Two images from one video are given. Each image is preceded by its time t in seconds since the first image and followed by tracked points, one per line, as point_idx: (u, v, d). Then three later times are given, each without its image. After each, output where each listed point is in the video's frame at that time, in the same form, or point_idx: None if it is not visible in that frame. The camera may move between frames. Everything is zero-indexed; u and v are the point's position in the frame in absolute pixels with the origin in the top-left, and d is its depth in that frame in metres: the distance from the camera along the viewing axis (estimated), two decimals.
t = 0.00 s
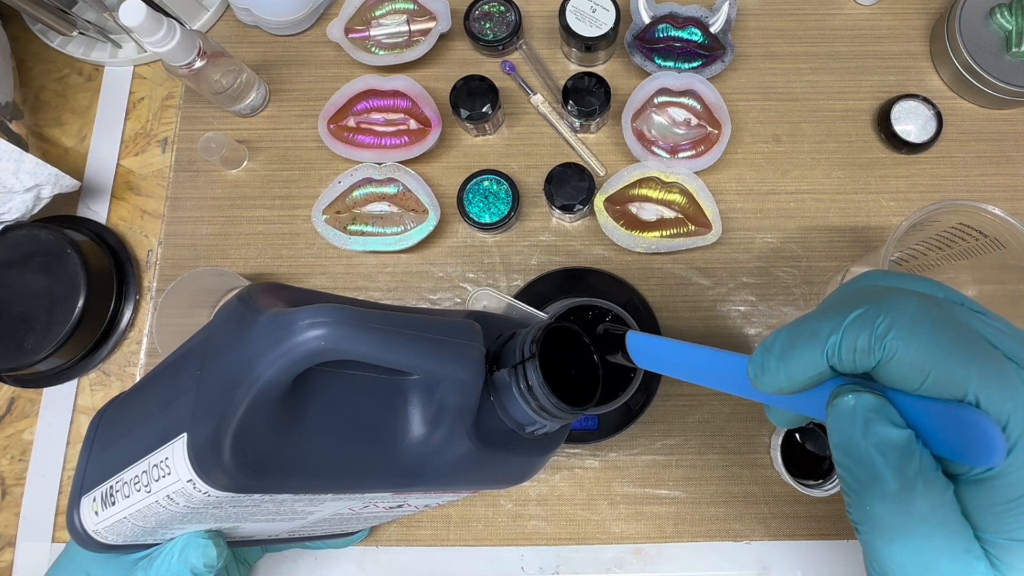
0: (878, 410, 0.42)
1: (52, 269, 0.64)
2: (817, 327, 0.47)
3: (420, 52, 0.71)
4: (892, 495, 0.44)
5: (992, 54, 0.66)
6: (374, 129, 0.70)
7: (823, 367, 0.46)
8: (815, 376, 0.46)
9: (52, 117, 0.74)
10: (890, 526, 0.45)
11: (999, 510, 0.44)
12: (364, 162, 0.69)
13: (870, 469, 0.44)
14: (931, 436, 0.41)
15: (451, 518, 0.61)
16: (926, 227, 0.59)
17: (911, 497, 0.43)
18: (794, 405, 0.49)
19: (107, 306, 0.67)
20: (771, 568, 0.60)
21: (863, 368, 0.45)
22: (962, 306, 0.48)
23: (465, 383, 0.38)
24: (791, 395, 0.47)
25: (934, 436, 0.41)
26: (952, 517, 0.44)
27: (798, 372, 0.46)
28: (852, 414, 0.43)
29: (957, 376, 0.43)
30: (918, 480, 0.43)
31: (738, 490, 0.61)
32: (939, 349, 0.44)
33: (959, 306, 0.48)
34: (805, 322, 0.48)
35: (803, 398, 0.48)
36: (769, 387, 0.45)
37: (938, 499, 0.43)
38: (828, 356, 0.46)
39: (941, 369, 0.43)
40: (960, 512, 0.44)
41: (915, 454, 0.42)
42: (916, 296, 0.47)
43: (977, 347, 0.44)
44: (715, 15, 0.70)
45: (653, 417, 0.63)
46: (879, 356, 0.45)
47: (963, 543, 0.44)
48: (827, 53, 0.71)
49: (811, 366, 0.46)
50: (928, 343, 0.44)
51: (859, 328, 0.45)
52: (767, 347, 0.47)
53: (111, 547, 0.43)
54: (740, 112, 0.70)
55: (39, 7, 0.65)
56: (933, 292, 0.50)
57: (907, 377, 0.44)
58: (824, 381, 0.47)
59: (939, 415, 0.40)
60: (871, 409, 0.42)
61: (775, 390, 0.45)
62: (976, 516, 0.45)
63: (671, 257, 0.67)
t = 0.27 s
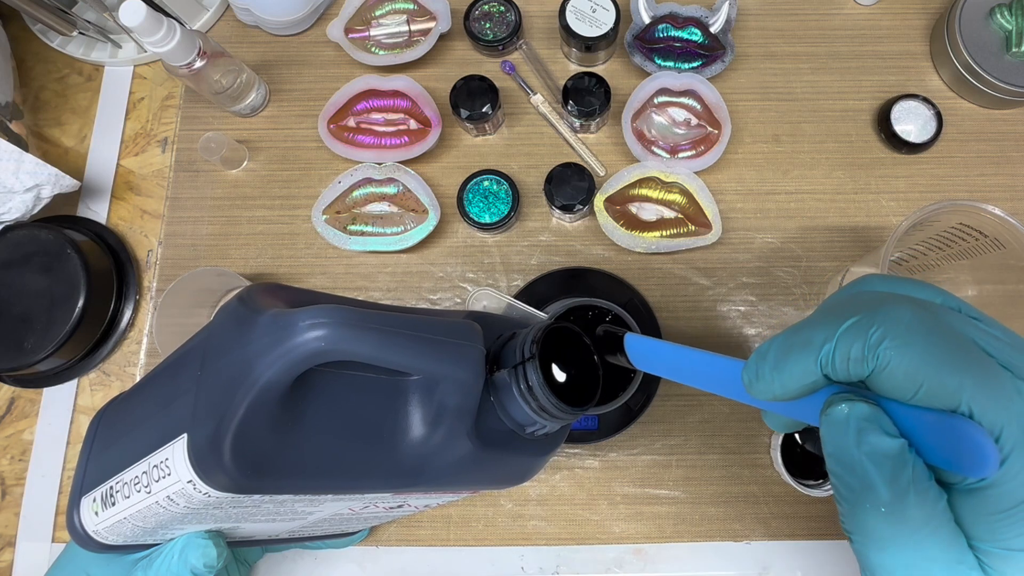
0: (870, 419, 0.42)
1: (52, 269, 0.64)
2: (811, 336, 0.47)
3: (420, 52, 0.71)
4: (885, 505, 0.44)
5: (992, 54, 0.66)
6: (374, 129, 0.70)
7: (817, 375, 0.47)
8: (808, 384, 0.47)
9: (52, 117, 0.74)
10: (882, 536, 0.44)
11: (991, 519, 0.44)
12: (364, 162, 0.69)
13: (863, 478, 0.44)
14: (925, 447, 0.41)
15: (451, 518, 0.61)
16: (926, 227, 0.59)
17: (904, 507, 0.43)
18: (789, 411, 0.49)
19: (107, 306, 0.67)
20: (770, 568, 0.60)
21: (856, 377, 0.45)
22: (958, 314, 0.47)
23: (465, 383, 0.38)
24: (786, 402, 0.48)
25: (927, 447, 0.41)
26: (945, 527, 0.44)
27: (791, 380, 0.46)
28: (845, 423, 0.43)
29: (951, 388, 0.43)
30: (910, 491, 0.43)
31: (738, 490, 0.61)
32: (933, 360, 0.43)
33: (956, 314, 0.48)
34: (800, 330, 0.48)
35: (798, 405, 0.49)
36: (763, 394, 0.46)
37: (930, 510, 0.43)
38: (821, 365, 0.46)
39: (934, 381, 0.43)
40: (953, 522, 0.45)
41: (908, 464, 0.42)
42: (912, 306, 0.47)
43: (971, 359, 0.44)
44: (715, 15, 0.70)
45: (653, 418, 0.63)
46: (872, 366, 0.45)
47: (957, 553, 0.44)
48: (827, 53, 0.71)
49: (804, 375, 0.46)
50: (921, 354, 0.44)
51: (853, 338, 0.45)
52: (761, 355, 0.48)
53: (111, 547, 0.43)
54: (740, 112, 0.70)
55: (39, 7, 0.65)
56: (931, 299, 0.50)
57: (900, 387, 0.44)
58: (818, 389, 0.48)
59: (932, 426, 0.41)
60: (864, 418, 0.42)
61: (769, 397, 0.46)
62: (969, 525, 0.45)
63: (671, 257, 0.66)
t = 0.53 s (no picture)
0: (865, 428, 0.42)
1: (52, 269, 0.64)
2: (807, 343, 0.47)
3: (420, 52, 0.71)
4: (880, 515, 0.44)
5: (992, 54, 0.66)
6: (374, 129, 0.70)
7: (812, 383, 0.47)
8: (803, 391, 0.47)
9: (52, 117, 0.74)
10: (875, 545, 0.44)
11: (985, 528, 0.44)
12: (364, 162, 0.69)
13: (857, 487, 0.44)
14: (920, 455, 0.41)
15: (451, 518, 0.61)
16: (926, 227, 0.59)
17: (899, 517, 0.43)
18: (785, 416, 0.50)
19: (107, 306, 0.67)
20: (770, 568, 0.59)
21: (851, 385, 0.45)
22: (957, 322, 0.47)
23: (466, 382, 0.38)
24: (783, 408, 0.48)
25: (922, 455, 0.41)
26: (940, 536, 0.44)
27: (786, 388, 0.46)
28: (839, 431, 0.43)
29: (947, 398, 0.43)
30: (905, 501, 0.43)
31: (738, 490, 0.61)
32: (928, 369, 0.43)
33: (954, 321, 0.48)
34: (796, 337, 0.48)
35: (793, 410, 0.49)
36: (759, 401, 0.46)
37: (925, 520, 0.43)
38: (816, 373, 0.46)
39: (929, 391, 0.43)
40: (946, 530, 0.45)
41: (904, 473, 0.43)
42: (908, 315, 0.46)
43: (967, 368, 0.44)
44: (715, 15, 0.70)
45: (653, 418, 0.63)
46: (867, 374, 0.45)
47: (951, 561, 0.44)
48: (827, 53, 0.71)
49: (800, 382, 0.47)
50: (917, 363, 0.44)
51: (847, 347, 0.45)
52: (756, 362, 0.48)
53: (111, 548, 0.43)
54: (740, 112, 0.70)
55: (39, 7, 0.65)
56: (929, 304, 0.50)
57: (895, 396, 0.44)
58: (814, 395, 0.48)
59: (927, 436, 0.41)
60: (858, 427, 0.43)
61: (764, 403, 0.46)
62: (963, 534, 0.45)
63: (671, 257, 0.66)
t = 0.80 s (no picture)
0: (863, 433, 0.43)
1: (52, 269, 0.64)
2: (807, 348, 0.47)
3: (420, 52, 0.71)
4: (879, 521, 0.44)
5: (992, 54, 0.66)
6: (374, 129, 0.70)
7: (812, 388, 0.46)
8: (803, 396, 0.47)
9: (52, 117, 0.74)
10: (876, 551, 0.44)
11: (984, 532, 0.44)
12: (364, 162, 0.69)
13: (857, 492, 0.44)
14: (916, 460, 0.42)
15: (451, 518, 0.61)
16: (926, 227, 0.59)
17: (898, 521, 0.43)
18: (785, 419, 0.50)
19: (107, 306, 0.67)
20: (770, 568, 0.60)
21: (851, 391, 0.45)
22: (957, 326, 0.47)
23: (467, 382, 0.38)
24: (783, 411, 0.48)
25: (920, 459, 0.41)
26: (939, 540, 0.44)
27: (786, 393, 0.46)
28: (838, 436, 0.43)
29: (945, 404, 0.43)
30: (903, 506, 0.43)
31: (737, 490, 0.61)
32: (927, 375, 0.43)
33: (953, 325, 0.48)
34: (796, 342, 0.48)
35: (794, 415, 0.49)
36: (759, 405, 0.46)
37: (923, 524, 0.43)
38: (817, 378, 0.46)
39: (929, 397, 0.43)
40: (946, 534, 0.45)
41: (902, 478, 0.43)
42: (907, 319, 0.46)
43: (966, 373, 0.44)
44: (715, 15, 0.70)
45: (654, 418, 0.63)
46: (867, 379, 0.44)
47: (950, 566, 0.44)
48: (827, 53, 0.71)
49: (800, 388, 0.46)
50: (917, 369, 0.43)
51: (847, 352, 0.45)
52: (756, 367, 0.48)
53: (111, 548, 0.43)
54: (740, 112, 0.70)
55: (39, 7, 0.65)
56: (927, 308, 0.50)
57: (895, 402, 0.44)
58: (813, 400, 0.48)
59: (926, 441, 0.41)
60: (856, 432, 0.43)
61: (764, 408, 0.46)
62: (963, 538, 0.45)
63: (671, 257, 0.67)
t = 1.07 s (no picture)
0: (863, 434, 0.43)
1: (52, 269, 0.64)
2: (807, 349, 0.47)
3: (420, 52, 0.71)
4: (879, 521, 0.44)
5: (992, 54, 0.66)
6: (374, 129, 0.70)
7: (812, 389, 0.47)
8: (803, 397, 0.47)
9: (52, 117, 0.74)
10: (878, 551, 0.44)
11: (983, 532, 0.44)
12: (364, 162, 0.69)
13: (857, 492, 0.44)
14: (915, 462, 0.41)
15: (451, 518, 0.61)
16: (926, 227, 0.59)
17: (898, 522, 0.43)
18: (784, 420, 0.50)
19: (107, 306, 0.67)
20: (770, 568, 0.60)
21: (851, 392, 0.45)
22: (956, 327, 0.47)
23: (467, 381, 0.38)
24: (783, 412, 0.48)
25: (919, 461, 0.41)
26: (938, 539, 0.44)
27: (786, 394, 0.46)
28: (838, 437, 0.43)
29: (945, 405, 0.43)
30: (903, 507, 0.43)
31: (737, 490, 0.61)
32: (927, 376, 0.43)
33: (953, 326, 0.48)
34: (796, 343, 0.48)
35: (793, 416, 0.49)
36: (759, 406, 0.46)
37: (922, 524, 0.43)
38: (816, 379, 0.46)
39: (928, 398, 0.43)
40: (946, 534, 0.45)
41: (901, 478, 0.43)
42: (907, 320, 0.46)
43: (965, 374, 0.44)
44: (715, 15, 0.70)
45: (653, 418, 0.63)
46: (866, 380, 0.44)
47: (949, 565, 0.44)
48: (827, 53, 0.71)
49: (800, 389, 0.46)
50: (917, 370, 0.44)
51: (847, 353, 0.45)
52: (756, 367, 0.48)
53: (111, 547, 0.43)
54: (740, 112, 0.70)
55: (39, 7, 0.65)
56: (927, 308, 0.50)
57: (894, 403, 0.44)
58: (813, 401, 0.48)
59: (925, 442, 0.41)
60: (856, 434, 0.43)
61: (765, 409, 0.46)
62: (962, 538, 0.46)
63: (671, 257, 0.67)
